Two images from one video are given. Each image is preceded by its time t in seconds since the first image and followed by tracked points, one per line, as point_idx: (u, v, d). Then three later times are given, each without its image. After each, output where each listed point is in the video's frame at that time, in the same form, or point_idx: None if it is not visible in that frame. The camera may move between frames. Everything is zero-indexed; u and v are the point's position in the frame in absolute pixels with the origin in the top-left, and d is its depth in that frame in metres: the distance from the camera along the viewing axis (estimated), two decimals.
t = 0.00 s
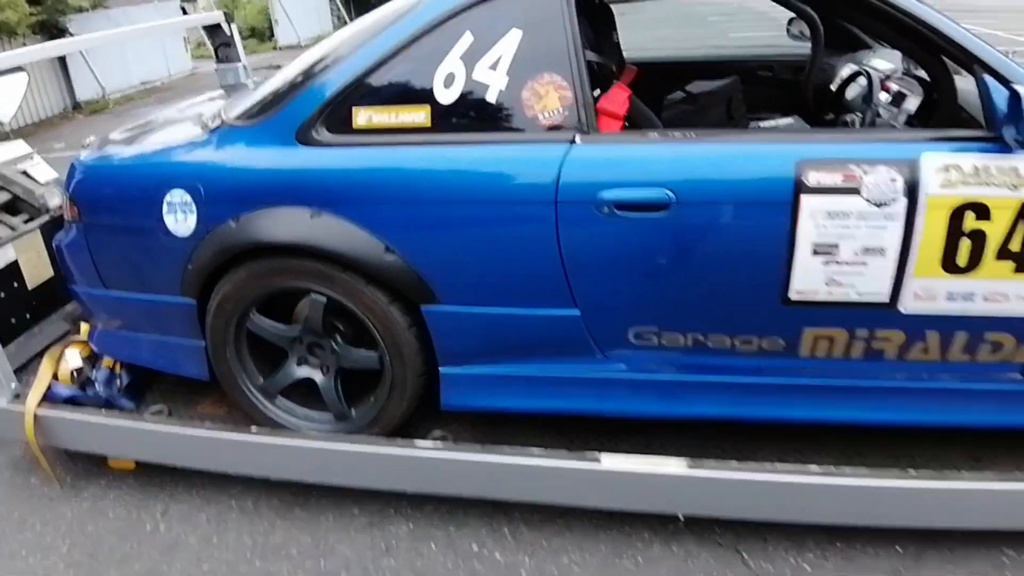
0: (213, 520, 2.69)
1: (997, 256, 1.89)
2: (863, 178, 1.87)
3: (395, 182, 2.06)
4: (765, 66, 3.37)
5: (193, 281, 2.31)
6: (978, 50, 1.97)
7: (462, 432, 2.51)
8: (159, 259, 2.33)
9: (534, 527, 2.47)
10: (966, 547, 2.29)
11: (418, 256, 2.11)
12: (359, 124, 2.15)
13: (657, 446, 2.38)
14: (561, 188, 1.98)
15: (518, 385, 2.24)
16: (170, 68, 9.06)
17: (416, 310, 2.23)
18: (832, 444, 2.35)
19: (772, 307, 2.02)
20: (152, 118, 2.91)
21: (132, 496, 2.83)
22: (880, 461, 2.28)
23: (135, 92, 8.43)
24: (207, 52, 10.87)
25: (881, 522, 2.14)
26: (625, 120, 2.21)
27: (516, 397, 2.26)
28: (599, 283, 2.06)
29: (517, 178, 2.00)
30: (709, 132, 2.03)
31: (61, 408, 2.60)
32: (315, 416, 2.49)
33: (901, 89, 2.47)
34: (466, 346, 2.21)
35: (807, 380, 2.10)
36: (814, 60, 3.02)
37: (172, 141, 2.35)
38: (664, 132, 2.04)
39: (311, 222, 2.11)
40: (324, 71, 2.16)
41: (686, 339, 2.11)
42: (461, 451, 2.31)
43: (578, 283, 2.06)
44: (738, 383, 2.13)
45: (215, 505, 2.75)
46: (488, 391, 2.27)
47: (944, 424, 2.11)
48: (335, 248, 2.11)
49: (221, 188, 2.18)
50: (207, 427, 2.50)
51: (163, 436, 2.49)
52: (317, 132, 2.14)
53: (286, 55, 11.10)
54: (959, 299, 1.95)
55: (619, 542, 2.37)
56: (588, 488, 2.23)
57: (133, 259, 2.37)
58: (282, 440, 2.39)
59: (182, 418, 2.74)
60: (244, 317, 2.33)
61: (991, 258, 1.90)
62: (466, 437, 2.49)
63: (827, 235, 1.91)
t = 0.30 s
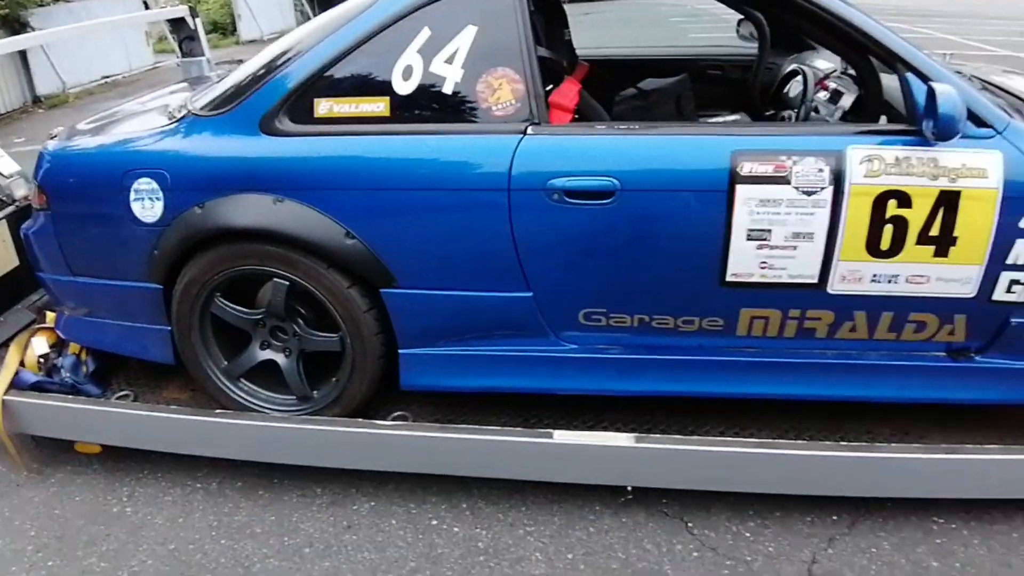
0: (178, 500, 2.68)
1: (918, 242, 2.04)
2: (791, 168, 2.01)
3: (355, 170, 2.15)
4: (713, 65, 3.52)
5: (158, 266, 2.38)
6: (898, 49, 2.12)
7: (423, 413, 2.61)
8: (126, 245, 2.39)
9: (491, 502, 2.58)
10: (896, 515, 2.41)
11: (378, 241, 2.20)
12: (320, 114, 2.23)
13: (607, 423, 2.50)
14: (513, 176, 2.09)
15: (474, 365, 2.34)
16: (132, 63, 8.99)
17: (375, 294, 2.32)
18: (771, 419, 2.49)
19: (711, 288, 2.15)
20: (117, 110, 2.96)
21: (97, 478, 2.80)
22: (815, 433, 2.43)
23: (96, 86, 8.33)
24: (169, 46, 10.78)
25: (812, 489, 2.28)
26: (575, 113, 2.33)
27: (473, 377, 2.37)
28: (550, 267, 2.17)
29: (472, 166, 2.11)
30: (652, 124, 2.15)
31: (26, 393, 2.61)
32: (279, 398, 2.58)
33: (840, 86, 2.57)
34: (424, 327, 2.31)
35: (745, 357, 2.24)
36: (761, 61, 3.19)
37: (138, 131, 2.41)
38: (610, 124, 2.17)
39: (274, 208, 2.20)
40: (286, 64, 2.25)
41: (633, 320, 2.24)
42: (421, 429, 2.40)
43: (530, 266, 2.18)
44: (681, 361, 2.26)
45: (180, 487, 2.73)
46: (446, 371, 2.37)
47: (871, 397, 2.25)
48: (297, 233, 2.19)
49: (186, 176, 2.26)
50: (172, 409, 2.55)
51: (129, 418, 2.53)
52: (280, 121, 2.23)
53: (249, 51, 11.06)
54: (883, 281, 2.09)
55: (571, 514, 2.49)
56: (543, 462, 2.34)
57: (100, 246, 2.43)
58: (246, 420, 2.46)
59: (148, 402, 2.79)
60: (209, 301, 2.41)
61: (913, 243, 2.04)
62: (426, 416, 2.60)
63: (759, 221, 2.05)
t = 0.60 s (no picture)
0: (114, 510, 2.63)
1: (832, 245, 2.18)
2: (714, 176, 2.12)
3: (294, 176, 2.18)
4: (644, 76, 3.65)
5: (93, 272, 2.35)
6: (813, 64, 2.25)
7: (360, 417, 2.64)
8: (59, 251, 2.35)
9: (432, 504, 2.62)
10: (818, 503, 2.55)
11: (317, 247, 2.23)
12: (258, 120, 2.25)
13: (545, 422, 2.58)
14: (451, 182, 2.15)
15: (414, 368, 2.39)
16: (56, 64, 8.72)
17: (314, 299, 2.35)
18: (701, 415, 2.60)
19: (642, 289, 2.25)
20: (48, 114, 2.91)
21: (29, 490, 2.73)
22: (742, 426, 2.55)
23: (18, 86, 8.04)
24: (95, 47, 10.48)
25: (738, 480, 2.40)
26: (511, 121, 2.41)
27: (413, 379, 2.41)
28: (487, 270, 2.24)
29: (410, 172, 2.16)
30: (585, 133, 2.24)
31: None
32: (217, 405, 2.57)
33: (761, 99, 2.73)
34: (363, 331, 2.34)
35: (675, 355, 2.35)
36: (688, 72, 3.33)
37: (71, 135, 2.38)
38: (545, 132, 2.25)
39: (212, 213, 2.20)
40: (222, 70, 2.26)
41: (568, 322, 2.33)
42: (361, 432, 2.43)
43: (467, 269, 2.24)
44: (615, 360, 2.35)
45: (116, 497, 2.69)
46: (386, 374, 2.40)
47: (791, 389, 2.39)
48: (235, 238, 2.20)
49: (122, 180, 2.24)
50: (107, 417, 2.51)
51: (62, 427, 2.48)
52: (218, 126, 2.23)
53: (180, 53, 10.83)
54: (800, 281, 2.23)
55: (511, 512, 2.55)
56: (484, 461, 2.39)
57: (32, 251, 2.38)
58: (184, 427, 2.44)
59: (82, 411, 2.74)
60: (145, 307, 2.39)
61: (827, 245, 2.18)
62: (366, 420, 2.63)
63: (685, 226, 2.15)
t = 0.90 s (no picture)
0: (58, 524, 2.56)
1: (769, 239, 2.26)
2: (657, 174, 2.19)
3: (239, 177, 2.16)
4: (586, 77, 3.71)
5: (31, 277, 2.29)
6: (749, 66, 2.34)
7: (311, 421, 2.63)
8: None
9: (384, 505, 2.62)
10: (761, 487, 2.64)
11: (264, 248, 2.22)
12: (202, 120, 2.23)
13: (496, 419, 2.61)
14: (398, 182, 2.16)
15: (364, 369, 2.39)
16: None
17: (261, 301, 2.33)
18: (648, 406, 2.67)
19: (589, 285, 2.30)
20: None
21: None
22: (687, 416, 2.62)
23: None
24: (21, 48, 10.12)
25: (686, 469, 2.47)
26: (458, 121, 2.44)
27: (363, 380, 2.41)
28: (436, 270, 2.26)
29: (357, 173, 2.16)
30: (531, 132, 2.29)
31: None
32: (162, 412, 2.52)
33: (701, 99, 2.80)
34: (312, 333, 2.33)
35: (622, 349, 2.41)
36: (628, 74, 3.42)
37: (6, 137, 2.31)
38: (492, 131, 2.28)
39: (156, 215, 2.17)
40: (164, 70, 2.23)
41: (518, 318, 2.36)
42: (312, 435, 2.42)
43: (416, 269, 2.25)
44: (564, 355, 2.40)
45: (60, 510, 2.62)
46: (335, 376, 2.40)
47: (734, 379, 2.47)
48: (179, 240, 2.17)
49: (61, 183, 2.19)
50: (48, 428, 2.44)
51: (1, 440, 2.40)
52: (161, 127, 2.20)
53: (110, 53, 10.52)
54: (740, 274, 2.31)
55: (464, 510, 2.58)
56: (437, 460, 2.41)
57: None
58: (129, 435, 2.39)
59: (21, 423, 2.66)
60: (87, 313, 2.34)
61: (765, 239, 2.26)
62: (316, 423, 2.62)
63: (631, 222, 2.21)
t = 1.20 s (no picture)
0: (10, 538, 2.49)
1: (719, 234, 2.32)
2: (611, 173, 2.23)
3: (190, 180, 2.13)
4: (536, 78, 3.75)
5: None
6: (697, 67, 2.40)
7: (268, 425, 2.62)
8: None
9: (345, 508, 2.61)
10: (716, 477, 2.70)
11: (218, 252, 2.19)
12: (152, 122, 2.20)
13: (456, 418, 2.63)
14: (353, 183, 2.16)
15: (322, 372, 2.39)
16: None
17: (214, 306, 2.31)
18: (605, 402, 2.71)
19: (545, 283, 2.33)
20: None
21: None
22: (643, 410, 2.68)
23: None
24: None
25: (644, 461, 2.51)
26: (411, 121, 2.45)
27: (321, 382, 2.40)
28: (393, 270, 2.27)
29: (311, 174, 2.16)
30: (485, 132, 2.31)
31: None
32: (115, 421, 2.48)
33: (651, 100, 2.87)
34: (268, 337, 2.32)
35: (578, 345, 2.44)
36: (578, 74, 3.47)
37: None
38: (446, 131, 2.30)
39: (105, 220, 2.13)
40: (112, 72, 2.20)
41: (475, 317, 2.38)
42: (270, 439, 2.40)
43: (372, 269, 2.26)
44: (522, 352, 2.43)
45: (11, 525, 2.55)
46: (293, 379, 2.39)
47: (688, 372, 2.53)
48: (130, 245, 2.14)
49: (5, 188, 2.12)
50: None
51: None
52: (109, 129, 2.16)
53: (48, 53, 10.23)
54: (692, 270, 2.36)
55: (426, 510, 2.58)
56: (398, 460, 2.41)
57: None
58: (82, 445, 2.34)
59: None
60: (35, 321, 2.28)
61: (715, 235, 2.32)
62: (274, 427, 2.60)
63: (585, 220, 2.25)
